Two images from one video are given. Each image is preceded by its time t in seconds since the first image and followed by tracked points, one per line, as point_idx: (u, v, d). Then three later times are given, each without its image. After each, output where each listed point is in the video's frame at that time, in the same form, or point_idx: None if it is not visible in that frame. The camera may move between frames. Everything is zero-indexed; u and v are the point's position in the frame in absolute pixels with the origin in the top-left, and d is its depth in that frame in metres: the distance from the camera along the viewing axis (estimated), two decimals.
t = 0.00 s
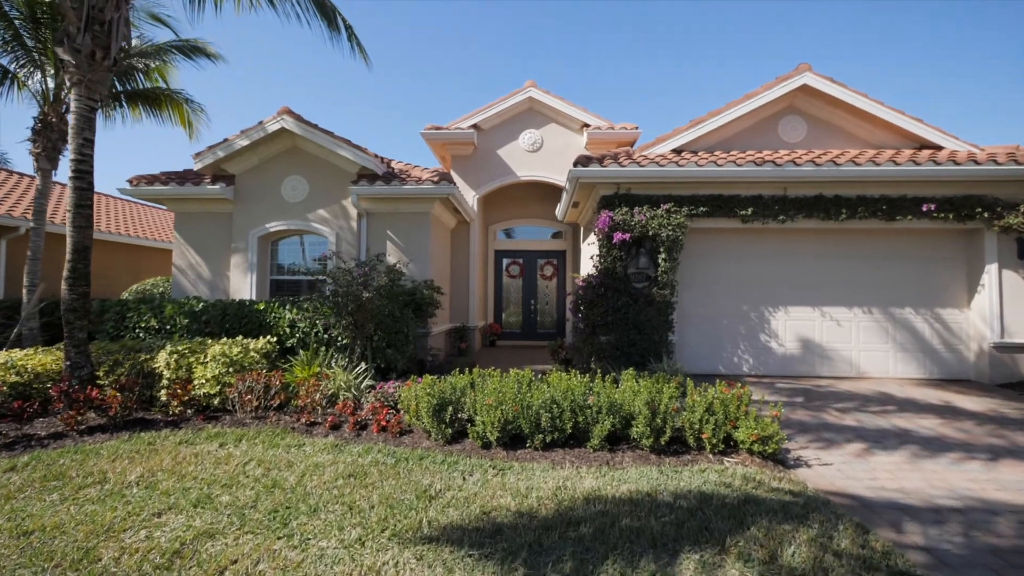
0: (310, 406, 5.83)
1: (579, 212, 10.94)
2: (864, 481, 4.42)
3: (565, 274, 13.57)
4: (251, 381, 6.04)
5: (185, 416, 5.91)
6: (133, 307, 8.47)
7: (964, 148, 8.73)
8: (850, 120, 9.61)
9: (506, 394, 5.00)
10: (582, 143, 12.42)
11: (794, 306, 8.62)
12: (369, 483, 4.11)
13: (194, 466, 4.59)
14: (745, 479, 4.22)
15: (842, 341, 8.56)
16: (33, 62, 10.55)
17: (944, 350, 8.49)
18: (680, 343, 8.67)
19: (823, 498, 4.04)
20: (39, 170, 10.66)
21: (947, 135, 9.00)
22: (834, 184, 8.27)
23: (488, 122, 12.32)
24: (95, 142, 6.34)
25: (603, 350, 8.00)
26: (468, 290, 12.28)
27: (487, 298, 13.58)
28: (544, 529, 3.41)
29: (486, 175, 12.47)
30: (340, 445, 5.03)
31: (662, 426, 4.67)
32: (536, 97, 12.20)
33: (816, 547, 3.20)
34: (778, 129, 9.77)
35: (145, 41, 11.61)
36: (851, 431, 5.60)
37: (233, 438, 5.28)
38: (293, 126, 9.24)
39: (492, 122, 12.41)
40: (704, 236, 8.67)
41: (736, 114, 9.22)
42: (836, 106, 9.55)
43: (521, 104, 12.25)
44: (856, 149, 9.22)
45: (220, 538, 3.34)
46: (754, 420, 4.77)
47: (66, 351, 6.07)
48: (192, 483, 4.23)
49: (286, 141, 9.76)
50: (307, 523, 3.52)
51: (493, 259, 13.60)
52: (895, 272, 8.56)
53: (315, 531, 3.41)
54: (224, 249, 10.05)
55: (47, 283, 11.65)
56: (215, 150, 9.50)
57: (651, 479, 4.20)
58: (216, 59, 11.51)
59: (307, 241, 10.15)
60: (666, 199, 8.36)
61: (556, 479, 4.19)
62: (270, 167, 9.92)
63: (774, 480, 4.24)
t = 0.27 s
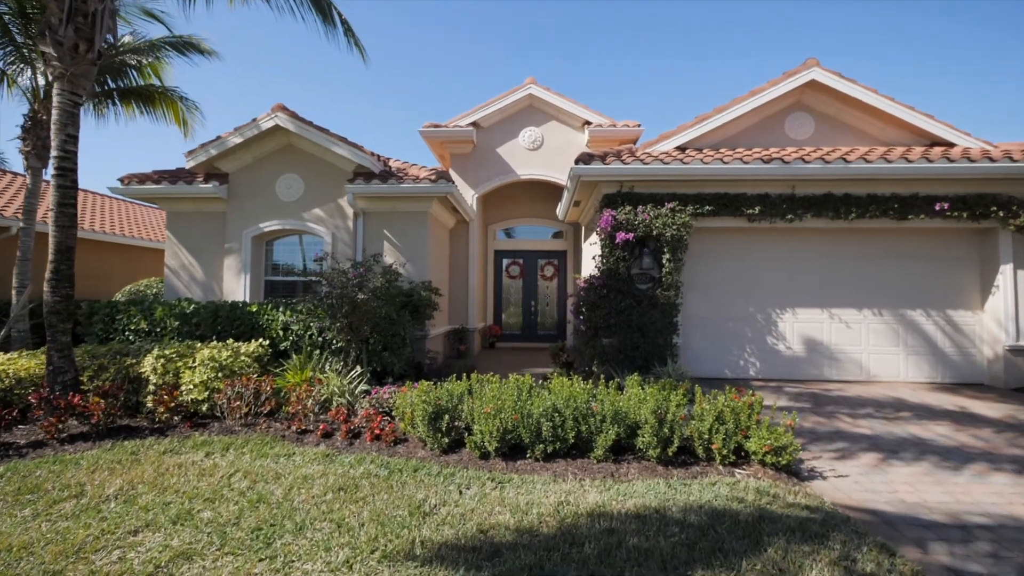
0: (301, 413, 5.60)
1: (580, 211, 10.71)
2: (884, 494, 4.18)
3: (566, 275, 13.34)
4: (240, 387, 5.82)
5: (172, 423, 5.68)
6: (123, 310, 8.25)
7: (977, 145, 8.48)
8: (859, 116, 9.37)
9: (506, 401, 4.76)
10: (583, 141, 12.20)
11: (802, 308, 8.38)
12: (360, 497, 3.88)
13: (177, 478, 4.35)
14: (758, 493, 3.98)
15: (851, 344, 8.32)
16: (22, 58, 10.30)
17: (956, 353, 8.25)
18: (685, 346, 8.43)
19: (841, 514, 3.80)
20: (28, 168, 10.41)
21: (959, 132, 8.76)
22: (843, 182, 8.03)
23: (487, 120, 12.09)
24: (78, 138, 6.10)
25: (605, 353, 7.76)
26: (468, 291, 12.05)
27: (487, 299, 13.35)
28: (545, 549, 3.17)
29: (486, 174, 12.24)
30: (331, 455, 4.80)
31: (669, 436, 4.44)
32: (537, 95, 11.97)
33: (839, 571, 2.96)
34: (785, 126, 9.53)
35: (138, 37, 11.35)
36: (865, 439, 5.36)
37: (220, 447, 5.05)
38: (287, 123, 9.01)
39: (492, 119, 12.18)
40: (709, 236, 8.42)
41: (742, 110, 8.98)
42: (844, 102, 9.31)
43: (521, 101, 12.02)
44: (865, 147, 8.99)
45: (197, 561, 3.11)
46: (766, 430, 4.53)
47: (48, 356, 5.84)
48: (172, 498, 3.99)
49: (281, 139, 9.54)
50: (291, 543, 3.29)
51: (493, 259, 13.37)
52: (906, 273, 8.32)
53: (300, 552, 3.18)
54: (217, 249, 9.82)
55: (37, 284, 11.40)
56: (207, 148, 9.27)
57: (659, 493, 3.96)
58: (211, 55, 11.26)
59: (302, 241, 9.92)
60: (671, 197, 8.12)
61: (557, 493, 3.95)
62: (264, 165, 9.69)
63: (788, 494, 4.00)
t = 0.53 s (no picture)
0: (291, 420, 5.37)
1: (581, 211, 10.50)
2: (905, 508, 3.95)
3: (566, 275, 13.12)
4: (228, 393, 5.59)
5: (156, 431, 5.45)
6: (111, 312, 8.02)
7: (989, 143, 8.25)
8: (867, 113, 9.15)
9: (505, 408, 4.54)
10: (584, 140, 11.98)
11: (809, 310, 8.16)
12: (349, 513, 3.64)
13: (158, 491, 4.11)
14: (773, 507, 3.75)
15: (860, 347, 8.10)
16: (10, 54, 10.06)
17: (968, 356, 8.02)
18: (689, 349, 8.21)
19: (862, 530, 3.56)
20: (16, 166, 10.16)
21: (970, 129, 8.53)
22: (852, 180, 7.81)
23: (486, 118, 11.86)
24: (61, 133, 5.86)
25: (607, 356, 7.53)
26: (467, 292, 11.83)
27: (487, 300, 13.13)
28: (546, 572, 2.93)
29: (485, 172, 12.01)
30: (321, 465, 4.57)
31: (677, 447, 4.22)
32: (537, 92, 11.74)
33: None
34: (791, 124, 9.31)
35: (130, 33, 11.12)
36: (880, 448, 5.12)
37: (206, 457, 4.81)
38: (281, 120, 8.78)
39: (491, 117, 11.95)
40: (714, 235, 8.19)
41: (747, 107, 8.75)
42: (852, 98, 9.09)
43: (521, 99, 11.80)
44: (874, 144, 8.77)
45: None
46: (779, 440, 4.30)
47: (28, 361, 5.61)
48: (149, 514, 3.75)
49: (275, 137, 9.31)
50: (274, 564, 3.06)
51: (493, 260, 13.15)
52: (916, 274, 8.09)
53: None
54: (210, 249, 9.59)
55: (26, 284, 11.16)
56: (199, 145, 9.04)
57: (667, 508, 3.73)
58: (204, 52, 11.05)
59: (296, 241, 9.70)
60: (674, 196, 7.90)
61: (559, 507, 3.72)
62: (258, 163, 9.47)
63: (804, 509, 3.76)
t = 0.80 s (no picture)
0: (281, 429, 5.14)
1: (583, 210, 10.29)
2: (930, 525, 3.71)
3: (567, 276, 12.89)
4: (216, 399, 5.36)
5: (140, 439, 5.21)
6: (99, 314, 7.78)
7: (1003, 140, 8.02)
8: (876, 110, 8.92)
9: (505, 417, 4.31)
10: (586, 138, 11.75)
11: (818, 312, 7.93)
12: (337, 532, 3.40)
13: (136, 506, 3.88)
14: (790, 524, 3.50)
15: (870, 350, 7.86)
16: None
17: (982, 359, 7.78)
18: (695, 352, 7.98)
19: (887, 550, 3.32)
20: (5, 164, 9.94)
21: (982, 126, 8.30)
22: (863, 179, 7.58)
23: (486, 115, 11.63)
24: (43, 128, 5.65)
25: (610, 360, 7.29)
26: (467, 293, 11.60)
27: (487, 301, 12.89)
28: None
29: (485, 171, 11.78)
30: (311, 477, 4.34)
31: (686, 458, 3.99)
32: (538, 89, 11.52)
33: None
34: (797, 121, 9.08)
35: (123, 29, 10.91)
36: (898, 458, 4.89)
37: (190, 467, 4.58)
38: (275, 117, 8.55)
39: (491, 115, 11.72)
40: (720, 235, 7.96)
41: (754, 103, 8.51)
42: (861, 95, 8.86)
43: (521, 96, 11.57)
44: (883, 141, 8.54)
45: None
46: (794, 451, 4.07)
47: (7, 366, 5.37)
48: (124, 532, 3.51)
49: (269, 134, 9.08)
50: None
51: (493, 260, 12.93)
52: (927, 274, 7.86)
53: None
54: (202, 249, 9.36)
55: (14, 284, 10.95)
56: (191, 143, 8.82)
57: (677, 526, 3.49)
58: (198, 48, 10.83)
59: (291, 241, 9.47)
60: (679, 194, 7.67)
61: (562, 525, 3.48)
62: (251, 161, 9.24)
63: (822, 526, 3.53)
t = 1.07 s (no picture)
0: (271, 437, 4.92)
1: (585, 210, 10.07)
2: (957, 543, 3.49)
3: (568, 277, 12.67)
4: (203, 406, 5.13)
5: (124, 448, 4.98)
6: (87, 316, 7.55)
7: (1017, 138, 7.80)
8: (885, 108, 8.71)
9: (505, 427, 4.10)
10: (587, 137, 11.53)
11: (827, 315, 7.70)
12: (325, 552, 3.18)
13: (113, 523, 3.65)
14: (810, 544, 3.27)
15: (881, 354, 7.64)
16: None
17: (996, 364, 7.55)
18: (701, 356, 7.76)
19: (916, 573, 3.09)
20: None
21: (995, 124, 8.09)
22: (874, 177, 7.36)
23: (486, 114, 11.41)
24: (24, 123, 5.42)
25: (613, 364, 7.07)
26: (466, 294, 11.38)
27: (486, 303, 12.68)
28: None
29: (484, 171, 11.56)
30: (301, 490, 4.12)
31: (697, 471, 3.77)
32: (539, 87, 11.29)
33: None
34: (805, 119, 8.86)
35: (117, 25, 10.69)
36: (916, 469, 4.67)
37: (174, 479, 4.35)
38: (269, 114, 8.34)
39: (490, 113, 11.50)
40: (726, 235, 7.73)
41: (761, 100, 8.28)
42: (870, 92, 8.64)
43: (522, 94, 11.35)
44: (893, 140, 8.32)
45: None
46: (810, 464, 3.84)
47: None
48: (97, 552, 3.28)
49: (264, 132, 8.87)
50: None
51: (492, 261, 12.71)
52: (939, 276, 7.64)
53: None
54: (195, 250, 9.14)
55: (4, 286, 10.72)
56: (183, 141, 8.61)
57: (689, 545, 3.27)
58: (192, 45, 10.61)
59: (286, 241, 9.25)
60: (685, 193, 7.46)
61: (566, 545, 3.26)
62: (246, 160, 9.02)
63: (844, 545, 3.30)
